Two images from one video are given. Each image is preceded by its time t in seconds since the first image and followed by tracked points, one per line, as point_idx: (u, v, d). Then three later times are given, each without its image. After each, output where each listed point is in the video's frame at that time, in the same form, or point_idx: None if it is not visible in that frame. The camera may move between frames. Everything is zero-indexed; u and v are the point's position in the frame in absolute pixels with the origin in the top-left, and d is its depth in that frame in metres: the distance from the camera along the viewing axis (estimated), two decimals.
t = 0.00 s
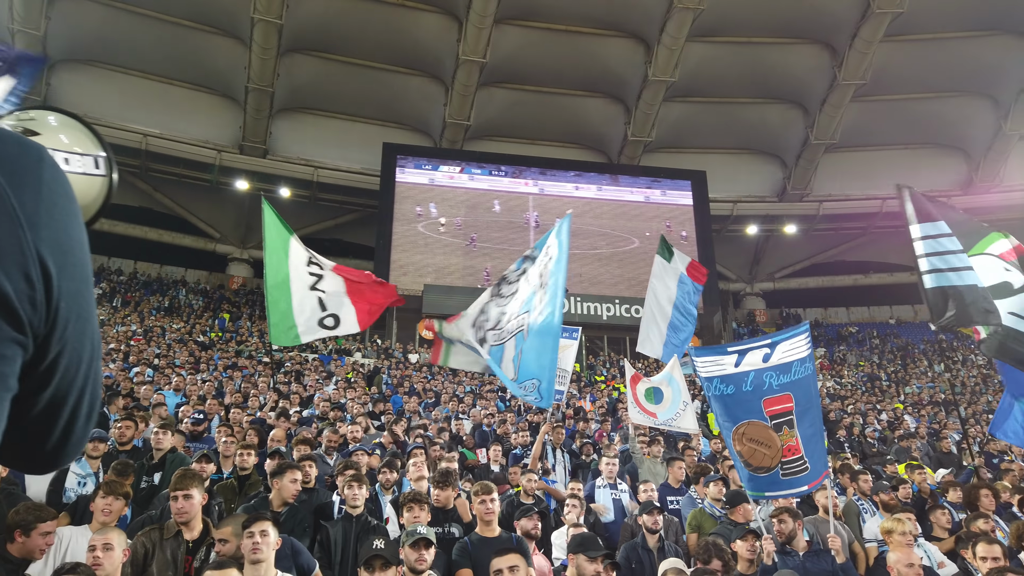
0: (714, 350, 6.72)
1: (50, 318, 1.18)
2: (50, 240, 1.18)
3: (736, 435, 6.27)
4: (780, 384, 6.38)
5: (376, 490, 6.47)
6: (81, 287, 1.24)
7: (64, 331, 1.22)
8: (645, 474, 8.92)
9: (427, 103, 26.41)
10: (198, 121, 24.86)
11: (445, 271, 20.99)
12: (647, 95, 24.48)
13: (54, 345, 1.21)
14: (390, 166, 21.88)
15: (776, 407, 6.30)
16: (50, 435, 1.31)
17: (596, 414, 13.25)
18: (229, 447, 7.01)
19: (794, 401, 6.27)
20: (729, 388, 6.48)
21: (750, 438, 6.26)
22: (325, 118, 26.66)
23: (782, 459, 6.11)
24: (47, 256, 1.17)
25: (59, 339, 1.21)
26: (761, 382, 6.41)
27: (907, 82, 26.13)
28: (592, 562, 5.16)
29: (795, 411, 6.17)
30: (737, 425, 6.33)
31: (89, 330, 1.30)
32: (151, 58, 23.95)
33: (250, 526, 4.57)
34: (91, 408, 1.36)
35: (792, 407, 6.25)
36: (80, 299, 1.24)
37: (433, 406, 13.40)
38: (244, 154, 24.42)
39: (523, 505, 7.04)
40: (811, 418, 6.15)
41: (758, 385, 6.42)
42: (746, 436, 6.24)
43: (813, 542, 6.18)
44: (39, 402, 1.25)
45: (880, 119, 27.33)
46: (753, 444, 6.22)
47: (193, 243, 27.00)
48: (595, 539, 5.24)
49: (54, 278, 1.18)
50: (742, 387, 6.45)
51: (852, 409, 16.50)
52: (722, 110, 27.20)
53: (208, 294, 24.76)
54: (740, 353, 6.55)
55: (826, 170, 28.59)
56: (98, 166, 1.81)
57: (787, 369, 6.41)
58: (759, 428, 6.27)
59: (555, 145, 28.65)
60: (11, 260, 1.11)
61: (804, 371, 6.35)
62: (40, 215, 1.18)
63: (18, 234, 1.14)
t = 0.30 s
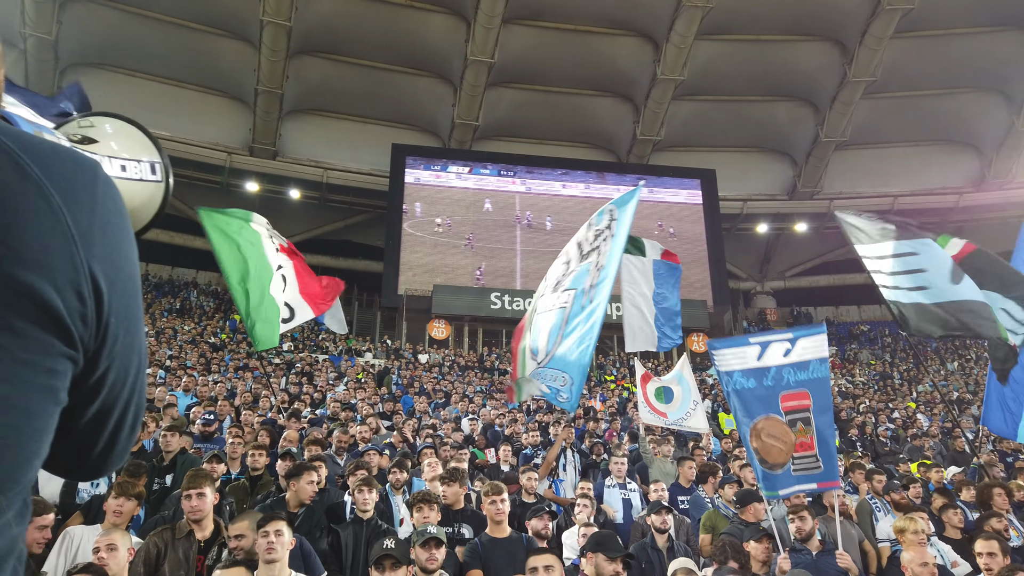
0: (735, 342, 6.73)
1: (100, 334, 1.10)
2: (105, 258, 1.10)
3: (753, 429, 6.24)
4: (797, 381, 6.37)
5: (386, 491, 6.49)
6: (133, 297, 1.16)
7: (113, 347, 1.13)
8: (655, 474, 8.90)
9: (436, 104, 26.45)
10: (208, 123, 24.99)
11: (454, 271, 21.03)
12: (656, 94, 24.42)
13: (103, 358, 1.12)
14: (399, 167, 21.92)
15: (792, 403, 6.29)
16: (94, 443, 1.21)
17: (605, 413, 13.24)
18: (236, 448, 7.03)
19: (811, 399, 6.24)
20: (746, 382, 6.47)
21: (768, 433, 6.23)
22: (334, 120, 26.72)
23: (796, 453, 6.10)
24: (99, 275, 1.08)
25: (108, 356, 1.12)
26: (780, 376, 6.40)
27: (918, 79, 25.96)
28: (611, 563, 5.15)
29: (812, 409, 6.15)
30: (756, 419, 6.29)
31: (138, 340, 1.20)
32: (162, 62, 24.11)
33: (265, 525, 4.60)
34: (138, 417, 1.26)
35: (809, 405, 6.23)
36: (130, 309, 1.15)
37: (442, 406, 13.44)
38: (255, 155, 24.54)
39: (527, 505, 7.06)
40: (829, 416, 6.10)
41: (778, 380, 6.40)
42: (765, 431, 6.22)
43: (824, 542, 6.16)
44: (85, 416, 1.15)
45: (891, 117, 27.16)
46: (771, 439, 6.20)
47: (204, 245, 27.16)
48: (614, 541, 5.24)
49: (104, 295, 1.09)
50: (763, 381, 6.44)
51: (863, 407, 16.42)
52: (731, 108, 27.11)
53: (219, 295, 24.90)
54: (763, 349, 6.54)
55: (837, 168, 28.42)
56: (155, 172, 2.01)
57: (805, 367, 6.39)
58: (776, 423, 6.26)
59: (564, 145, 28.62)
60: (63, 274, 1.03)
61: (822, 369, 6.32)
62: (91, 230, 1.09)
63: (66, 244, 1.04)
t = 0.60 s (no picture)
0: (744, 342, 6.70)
1: (135, 342, 1.02)
2: (143, 266, 1.02)
3: (763, 428, 6.26)
4: (804, 377, 6.34)
5: (395, 491, 6.49)
6: (171, 304, 1.08)
7: (150, 355, 1.04)
8: (664, 473, 8.88)
9: (443, 104, 26.45)
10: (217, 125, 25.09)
11: (462, 271, 21.05)
12: (664, 93, 24.38)
13: (140, 367, 1.04)
14: (407, 167, 21.95)
15: (801, 399, 6.28)
16: (133, 454, 1.12)
17: (614, 413, 13.22)
18: (244, 449, 7.05)
19: (819, 393, 6.24)
20: (756, 381, 6.47)
21: (778, 431, 6.23)
22: (342, 121, 26.76)
23: (807, 451, 6.12)
24: (136, 283, 1.01)
25: (144, 364, 1.04)
26: (787, 373, 6.39)
27: (927, 76, 25.81)
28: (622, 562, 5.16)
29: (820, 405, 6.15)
30: (765, 418, 6.31)
31: (177, 345, 1.12)
32: (171, 65, 24.23)
33: (273, 526, 4.62)
34: (179, 424, 1.17)
35: (817, 400, 6.22)
36: (168, 318, 1.07)
37: (450, 406, 13.44)
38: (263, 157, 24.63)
39: (532, 505, 7.08)
40: (836, 411, 6.12)
41: (785, 376, 6.40)
42: (775, 429, 6.22)
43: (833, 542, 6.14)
44: (123, 423, 1.07)
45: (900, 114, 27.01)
46: (781, 437, 6.20)
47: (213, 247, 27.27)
48: (621, 537, 5.25)
49: (140, 304, 1.01)
50: (770, 378, 6.44)
51: (873, 406, 16.33)
52: (739, 107, 27.01)
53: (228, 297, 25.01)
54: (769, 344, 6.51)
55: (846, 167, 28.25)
56: (209, 172, 1.88)
57: (811, 362, 6.36)
58: (786, 421, 6.26)
59: (572, 144, 28.58)
60: (97, 280, 0.96)
61: (828, 364, 6.30)
62: (128, 235, 1.01)
63: (102, 251, 0.97)
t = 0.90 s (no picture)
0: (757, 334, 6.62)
1: (158, 341, 1.03)
2: (164, 263, 1.03)
3: (771, 419, 6.22)
4: (817, 373, 6.31)
5: (404, 491, 6.51)
6: (197, 304, 1.09)
7: (174, 355, 1.05)
8: (673, 474, 8.85)
9: (450, 105, 26.48)
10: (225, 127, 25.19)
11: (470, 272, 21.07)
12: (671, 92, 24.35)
13: (165, 369, 1.04)
14: (414, 168, 21.99)
15: (813, 394, 6.26)
16: (177, 453, 1.11)
17: (622, 412, 13.19)
18: (254, 449, 7.08)
19: (831, 390, 6.23)
20: (766, 372, 6.40)
21: (787, 424, 6.21)
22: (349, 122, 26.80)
23: (816, 447, 6.12)
24: (157, 280, 1.02)
25: (170, 362, 1.04)
26: (800, 367, 6.34)
27: (936, 74, 25.67)
28: (624, 560, 5.18)
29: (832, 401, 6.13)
30: (774, 409, 6.27)
31: (209, 348, 1.13)
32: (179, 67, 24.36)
33: (281, 527, 4.64)
34: (220, 426, 1.17)
35: (828, 396, 6.22)
36: (192, 314, 1.07)
37: (458, 407, 13.43)
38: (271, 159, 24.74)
39: (538, 505, 7.07)
40: (847, 409, 6.14)
41: (798, 371, 6.35)
42: (784, 423, 6.19)
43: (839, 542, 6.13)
44: (155, 427, 1.07)
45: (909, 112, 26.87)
46: (789, 430, 6.19)
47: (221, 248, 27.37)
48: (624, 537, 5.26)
49: (163, 302, 1.02)
50: (782, 371, 6.38)
51: (883, 405, 16.25)
52: (747, 105, 26.93)
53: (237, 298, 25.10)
54: (783, 339, 6.44)
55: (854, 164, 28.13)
56: (263, 187, 2.02)
57: (825, 358, 6.34)
58: (796, 414, 6.23)
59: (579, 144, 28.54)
60: (116, 277, 0.97)
61: (841, 361, 6.30)
62: (151, 230, 1.03)
63: (124, 249, 0.99)
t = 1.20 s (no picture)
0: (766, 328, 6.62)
1: (184, 334, 1.05)
2: (195, 256, 1.07)
3: (777, 415, 6.26)
4: (828, 369, 6.26)
5: (411, 491, 6.51)
6: (226, 302, 1.12)
7: (201, 347, 1.07)
8: (679, 474, 8.81)
9: (455, 105, 26.47)
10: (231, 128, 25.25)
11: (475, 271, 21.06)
12: (676, 92, 24.32)
13: (191, 365, 1.07)
14: (420, 168, 22.00)
15: (823, 391, 6.24)
16: (208, 449, 1.13)
17: (627, 412, 13.14)
18: (262, 449, 7.11)
19: (842, 387, 6.18)
20: (773, 368, 6.40)
21: (794, 419, 6.24)
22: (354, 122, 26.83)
23: (822, 442, 6.14)
24: (187, 273, 1.05)
25: (196, 353, 1.07)
26: (810, 363, 6.30)
27: (942, 72, 25.57)
28: (622, 557, 5.17)
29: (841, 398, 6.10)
30: (781, 405, 6.30)
31: (238, 349, 1.15)
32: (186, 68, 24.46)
33: (286, 527, 4.64)
34: (250, 430, 1.19)
35: (839, 393, 6.17)
36: (220, 313, 1.10)
37: (463, 407, 13.40)
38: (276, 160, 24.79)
39: (542, 505, 7.07)
40: (858, 405, 6.07)
41: (807, 366, 6.31)
42: (791, 418, 6.22)
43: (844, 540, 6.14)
44: (180, 420, 1.10)
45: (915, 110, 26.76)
46: (796, 426, 6.21)
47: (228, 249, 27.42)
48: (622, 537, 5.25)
49: (192, 296, 1.06)
50: (791, 367, 6.36)
51: (890, 405, 16.16)
52: (752, 104, 26.86)
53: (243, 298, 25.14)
54: (791, 334, 6.45)
55: (860, 163, 28.06)
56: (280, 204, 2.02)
57: (838, 355, 6.28)
58: (804, 409, 6.24)
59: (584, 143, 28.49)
60: (148, 265, 1.01)
61: (856, 358, 6.22)
62: (186, 224, 1.08)
63: (159, 239, 1.03)
